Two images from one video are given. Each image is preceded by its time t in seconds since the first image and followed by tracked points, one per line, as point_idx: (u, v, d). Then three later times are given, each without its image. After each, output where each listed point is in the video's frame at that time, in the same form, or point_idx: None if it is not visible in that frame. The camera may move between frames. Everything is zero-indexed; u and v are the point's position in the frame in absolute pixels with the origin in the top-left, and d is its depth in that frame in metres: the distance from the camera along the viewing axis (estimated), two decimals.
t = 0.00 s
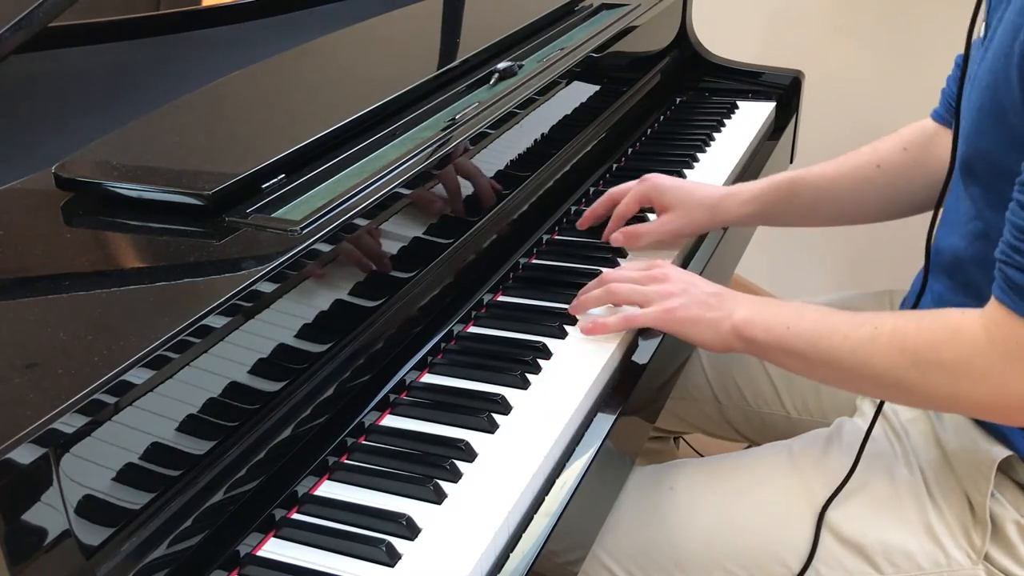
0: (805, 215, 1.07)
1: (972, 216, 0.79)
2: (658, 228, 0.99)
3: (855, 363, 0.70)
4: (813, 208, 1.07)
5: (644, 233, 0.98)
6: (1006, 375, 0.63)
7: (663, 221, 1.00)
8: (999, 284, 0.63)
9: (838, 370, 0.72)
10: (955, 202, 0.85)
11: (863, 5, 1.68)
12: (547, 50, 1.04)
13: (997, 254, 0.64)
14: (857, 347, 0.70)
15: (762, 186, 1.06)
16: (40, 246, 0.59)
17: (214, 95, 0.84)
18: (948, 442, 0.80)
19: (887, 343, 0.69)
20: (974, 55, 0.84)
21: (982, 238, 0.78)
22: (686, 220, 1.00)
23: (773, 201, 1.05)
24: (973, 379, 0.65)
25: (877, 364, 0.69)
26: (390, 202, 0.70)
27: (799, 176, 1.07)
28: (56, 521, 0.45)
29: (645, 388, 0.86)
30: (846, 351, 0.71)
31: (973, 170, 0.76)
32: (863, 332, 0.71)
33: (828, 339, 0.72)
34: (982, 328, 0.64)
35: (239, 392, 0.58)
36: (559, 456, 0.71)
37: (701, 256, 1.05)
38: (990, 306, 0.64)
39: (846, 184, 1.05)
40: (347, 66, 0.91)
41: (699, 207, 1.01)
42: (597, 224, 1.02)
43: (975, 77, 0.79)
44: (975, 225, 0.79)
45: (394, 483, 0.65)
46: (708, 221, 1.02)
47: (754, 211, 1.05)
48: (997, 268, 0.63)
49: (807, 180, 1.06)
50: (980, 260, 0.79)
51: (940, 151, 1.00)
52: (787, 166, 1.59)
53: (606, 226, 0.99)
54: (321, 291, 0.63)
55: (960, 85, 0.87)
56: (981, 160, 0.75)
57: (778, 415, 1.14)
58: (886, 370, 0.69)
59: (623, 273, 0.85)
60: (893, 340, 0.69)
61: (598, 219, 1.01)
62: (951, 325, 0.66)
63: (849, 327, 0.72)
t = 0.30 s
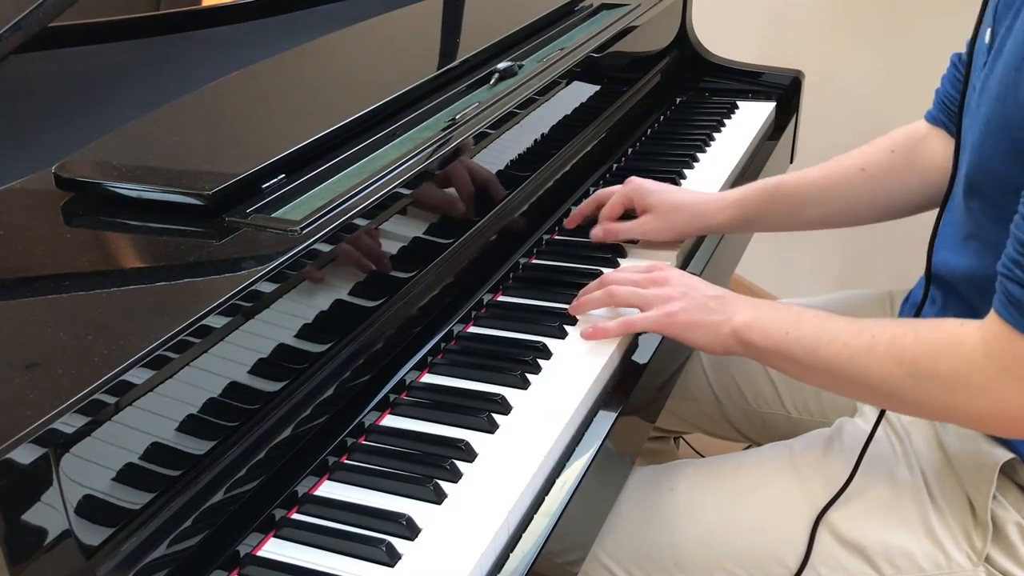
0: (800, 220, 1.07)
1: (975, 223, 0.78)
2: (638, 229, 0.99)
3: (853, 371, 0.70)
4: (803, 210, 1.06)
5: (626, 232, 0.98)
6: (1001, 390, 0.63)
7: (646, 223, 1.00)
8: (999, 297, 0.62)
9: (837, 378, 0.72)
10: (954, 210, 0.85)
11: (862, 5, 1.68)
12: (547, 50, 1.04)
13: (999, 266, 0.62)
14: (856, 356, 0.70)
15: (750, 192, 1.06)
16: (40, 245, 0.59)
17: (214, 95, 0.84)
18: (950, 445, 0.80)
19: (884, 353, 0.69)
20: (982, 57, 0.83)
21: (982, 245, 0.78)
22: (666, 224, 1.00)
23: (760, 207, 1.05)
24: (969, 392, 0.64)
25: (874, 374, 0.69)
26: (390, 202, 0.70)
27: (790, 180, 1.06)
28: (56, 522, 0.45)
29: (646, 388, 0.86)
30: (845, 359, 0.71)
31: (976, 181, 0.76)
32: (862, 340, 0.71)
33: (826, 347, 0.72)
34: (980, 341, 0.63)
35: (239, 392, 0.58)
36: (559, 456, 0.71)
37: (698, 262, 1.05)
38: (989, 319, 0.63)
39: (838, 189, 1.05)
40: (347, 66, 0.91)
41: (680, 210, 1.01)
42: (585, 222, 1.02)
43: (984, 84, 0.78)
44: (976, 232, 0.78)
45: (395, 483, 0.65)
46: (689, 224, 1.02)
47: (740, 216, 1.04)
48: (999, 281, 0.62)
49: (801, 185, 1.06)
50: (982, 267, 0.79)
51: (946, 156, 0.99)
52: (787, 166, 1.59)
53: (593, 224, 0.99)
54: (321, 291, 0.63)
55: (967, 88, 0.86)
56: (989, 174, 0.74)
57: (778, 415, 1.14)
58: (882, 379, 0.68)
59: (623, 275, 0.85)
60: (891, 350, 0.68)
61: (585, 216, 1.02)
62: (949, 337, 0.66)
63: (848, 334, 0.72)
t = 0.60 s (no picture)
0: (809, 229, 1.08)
1: (977, 225, 0.78)
2: (654, 241, 0.99)
3: (850, 376, 0.70)
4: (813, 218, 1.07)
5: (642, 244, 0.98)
6: (999, 400, 0.62)
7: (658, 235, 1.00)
8: (1001, 307, 0.62)
9: (835, 381, 0.72)
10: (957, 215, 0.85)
11: (862, 5, 1.68)
12: (547, 50, 1.04)
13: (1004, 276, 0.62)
14: (855, 360, 0.70)
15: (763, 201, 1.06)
16: (40, 245, 0.59)
17: (214, 96, 0.84)
18: (951, 447, 0.80)
19: (883, 359, 0.69)
20: (993, 63, 0.82)
21: (986, 246, 0.78)
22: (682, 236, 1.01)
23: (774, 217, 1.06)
24: (967, 401, 0.64)
25: (873, 379, 0.69)
26: (390, 202, 0.70)
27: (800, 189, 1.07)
28: (56, 521, 0.45)
29: (645, 387, 0.86)
30: (844, 363, 0.71)
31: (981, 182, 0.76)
32: (861, 344, 0.71)
33: (825, 351, 0.72)
34: (980, 350, 0.63)
35: (239, 392, 0.58)
36: (559, 456, 0.71)
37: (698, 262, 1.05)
38: (991, 329, 0.63)
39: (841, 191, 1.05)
40: (347, 66, 0.91)
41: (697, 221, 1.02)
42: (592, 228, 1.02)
43: (995, 90, 0.77)
44: (978, 233, 0.78)
45: (395, 483, 0.65)
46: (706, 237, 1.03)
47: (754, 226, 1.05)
48: (1003, 291, 0.62)
49: (810, 191, 1.06)
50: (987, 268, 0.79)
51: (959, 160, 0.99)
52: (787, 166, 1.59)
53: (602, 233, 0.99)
54: (322, 291, 0.63)
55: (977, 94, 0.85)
56: (995, 181, 0.74)
57: (778, 414, 1.14)
58: (880, 385, 0.69)
59: (623, 277, 0.85)
60: (890, 355, 0.68)
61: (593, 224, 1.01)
62: (949, 345, 0.66)
63: (848, 337, 0.72)
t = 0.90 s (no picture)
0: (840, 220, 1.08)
1: (980, 221, 0.78)
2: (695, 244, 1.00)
3: (849, 375, 0.71)
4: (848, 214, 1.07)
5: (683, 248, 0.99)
6: (998, 403, 0.62)
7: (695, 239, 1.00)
8: (1004, 310, 0.61)
9: (834, 380, 0.72)
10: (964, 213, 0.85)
11: (862, 5, 1.68)
12: (547, 50, 1.04)
13: (1007, 278, 0.61)
14: (854, 359, 0.70)
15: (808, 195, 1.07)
16: (40, 245, 0.59)
17: (214, 95, 0.84)
18: (953, 448, 0.80)
19: (883, 359, 0.69)
20: (1005, 60, 0.81)
21: (992, 242, 0.78)
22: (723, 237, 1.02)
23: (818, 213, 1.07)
24: (966, 404, 0.64)
25: (872, 378, 0.69)
26: (390, 202, 0.70)
27: (844, 181, 1.07)
28: (56, 521, 0.45)
29: (645, 387, 0.86)
30: (844, 362, 0.71)
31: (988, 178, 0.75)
32: (861, 344, 0.71)
33: (826, 350, 0.72)
34: (980, 353, 0.63)
35: (240, 392, 0.58)
36: (559, 456, 0.71)
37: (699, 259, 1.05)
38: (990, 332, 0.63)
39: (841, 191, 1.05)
40: (347, 66, 0.91)
41: (738, 222, 1.03)
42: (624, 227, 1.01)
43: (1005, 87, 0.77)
44: (982, 229, 0.78)
45: (395, 483, 0.65)
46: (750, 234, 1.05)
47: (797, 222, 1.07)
48: (1006, 293, 0.61)
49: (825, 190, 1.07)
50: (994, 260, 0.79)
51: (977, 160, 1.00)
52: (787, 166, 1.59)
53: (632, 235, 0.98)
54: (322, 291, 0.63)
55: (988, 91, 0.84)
56: (1004, 179, 0.73)
57: (778, 413, 1.14)
58: (879, 384, 0.69)
59: (622, 275, 0.84)
60: (890, 355, 0.69)
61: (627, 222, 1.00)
62: (948, 347, 0.66)
63: (848, 336, 0.72)
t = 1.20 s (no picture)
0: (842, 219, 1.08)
1: (989, 217, 0.77)
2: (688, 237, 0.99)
3: (843, 363, 0.70)
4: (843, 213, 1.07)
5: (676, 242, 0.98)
6: (995, 402, 0.62)
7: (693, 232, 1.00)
8: (1005, 303, 0.62)
9: (824, 366, 0.71)
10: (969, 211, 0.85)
11: (862, 5, 1.68)
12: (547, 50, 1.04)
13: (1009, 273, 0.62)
14: (849, 349, 0.69)
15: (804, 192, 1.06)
16: (40, 246, 0.59)
17: (214, 95, 0.84)
18: (953, 449, 0.80)
19: (879, 350, 0.68)
20: (1009, 54, 0.80)
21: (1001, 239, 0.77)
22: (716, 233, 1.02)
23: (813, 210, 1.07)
24: (960, 401, 0.64)
25: (866, 369, 0.68)
26: (390, 202, 0.70)
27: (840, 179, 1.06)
28: (56, 521, 0.45)
29: (645, 387, 0.86)
30: (837, 352, 0.70)
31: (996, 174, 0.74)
32: (857, 332, 0.70)
33: (820, 337, 0.71)
34: (980, 350, 0.63)
35: (239, 392, 0.58)
36: (559, 456, 0.71)
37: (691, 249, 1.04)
38: (991, 326, 0.63)
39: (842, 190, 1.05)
40: (347, 66, 0.91)
41: (732, 219, 1.02)
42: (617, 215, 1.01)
43: (1012, 82, 0.76)
44: (990, 226, 0.77)
45: (395, 483, 0.65)
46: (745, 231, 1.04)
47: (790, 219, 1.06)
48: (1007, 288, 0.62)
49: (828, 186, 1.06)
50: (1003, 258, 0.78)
51: (973, 158, 1.00)
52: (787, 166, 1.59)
53: (625, 220, 0.97)
54: (321, 290, 0.63)
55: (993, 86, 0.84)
56: (1010, 174, 0.72)
57: (778, 413, 1.14)
58: (873, 374, 0.68)
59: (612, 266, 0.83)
60: (886, 348, 0.68)
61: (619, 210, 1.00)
62: (947, 342, 0.65)
63: (842, 324, 0.71)
